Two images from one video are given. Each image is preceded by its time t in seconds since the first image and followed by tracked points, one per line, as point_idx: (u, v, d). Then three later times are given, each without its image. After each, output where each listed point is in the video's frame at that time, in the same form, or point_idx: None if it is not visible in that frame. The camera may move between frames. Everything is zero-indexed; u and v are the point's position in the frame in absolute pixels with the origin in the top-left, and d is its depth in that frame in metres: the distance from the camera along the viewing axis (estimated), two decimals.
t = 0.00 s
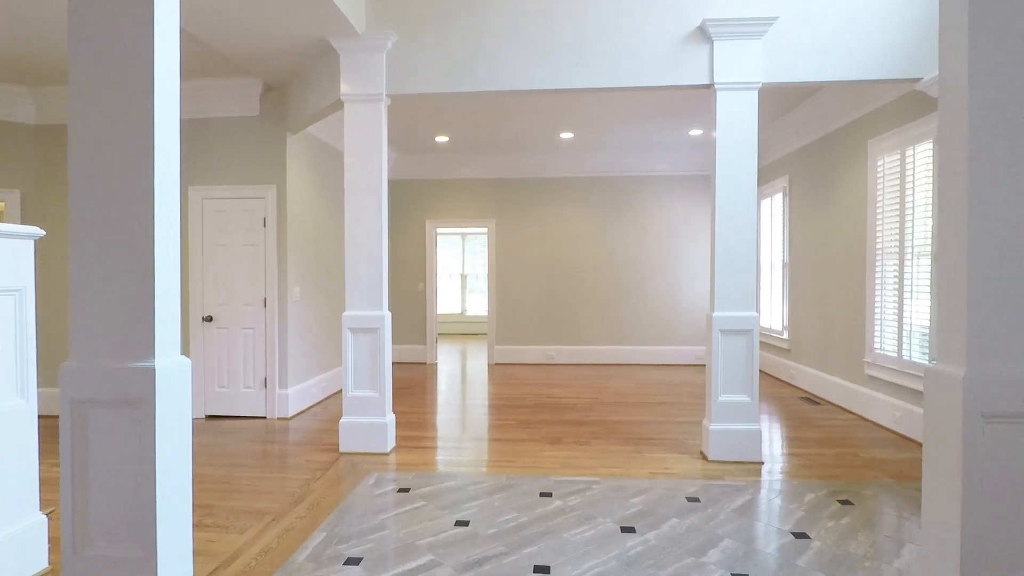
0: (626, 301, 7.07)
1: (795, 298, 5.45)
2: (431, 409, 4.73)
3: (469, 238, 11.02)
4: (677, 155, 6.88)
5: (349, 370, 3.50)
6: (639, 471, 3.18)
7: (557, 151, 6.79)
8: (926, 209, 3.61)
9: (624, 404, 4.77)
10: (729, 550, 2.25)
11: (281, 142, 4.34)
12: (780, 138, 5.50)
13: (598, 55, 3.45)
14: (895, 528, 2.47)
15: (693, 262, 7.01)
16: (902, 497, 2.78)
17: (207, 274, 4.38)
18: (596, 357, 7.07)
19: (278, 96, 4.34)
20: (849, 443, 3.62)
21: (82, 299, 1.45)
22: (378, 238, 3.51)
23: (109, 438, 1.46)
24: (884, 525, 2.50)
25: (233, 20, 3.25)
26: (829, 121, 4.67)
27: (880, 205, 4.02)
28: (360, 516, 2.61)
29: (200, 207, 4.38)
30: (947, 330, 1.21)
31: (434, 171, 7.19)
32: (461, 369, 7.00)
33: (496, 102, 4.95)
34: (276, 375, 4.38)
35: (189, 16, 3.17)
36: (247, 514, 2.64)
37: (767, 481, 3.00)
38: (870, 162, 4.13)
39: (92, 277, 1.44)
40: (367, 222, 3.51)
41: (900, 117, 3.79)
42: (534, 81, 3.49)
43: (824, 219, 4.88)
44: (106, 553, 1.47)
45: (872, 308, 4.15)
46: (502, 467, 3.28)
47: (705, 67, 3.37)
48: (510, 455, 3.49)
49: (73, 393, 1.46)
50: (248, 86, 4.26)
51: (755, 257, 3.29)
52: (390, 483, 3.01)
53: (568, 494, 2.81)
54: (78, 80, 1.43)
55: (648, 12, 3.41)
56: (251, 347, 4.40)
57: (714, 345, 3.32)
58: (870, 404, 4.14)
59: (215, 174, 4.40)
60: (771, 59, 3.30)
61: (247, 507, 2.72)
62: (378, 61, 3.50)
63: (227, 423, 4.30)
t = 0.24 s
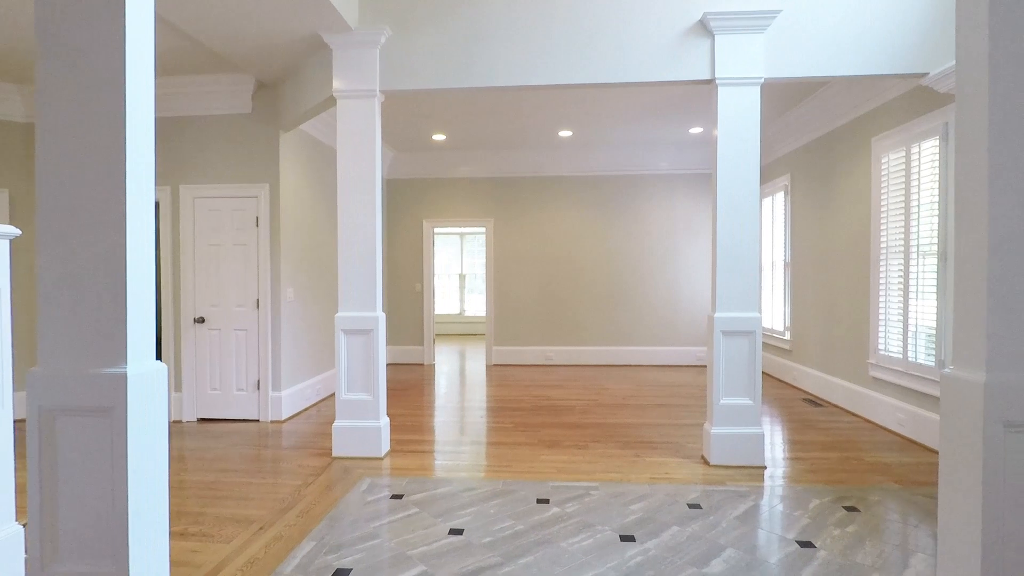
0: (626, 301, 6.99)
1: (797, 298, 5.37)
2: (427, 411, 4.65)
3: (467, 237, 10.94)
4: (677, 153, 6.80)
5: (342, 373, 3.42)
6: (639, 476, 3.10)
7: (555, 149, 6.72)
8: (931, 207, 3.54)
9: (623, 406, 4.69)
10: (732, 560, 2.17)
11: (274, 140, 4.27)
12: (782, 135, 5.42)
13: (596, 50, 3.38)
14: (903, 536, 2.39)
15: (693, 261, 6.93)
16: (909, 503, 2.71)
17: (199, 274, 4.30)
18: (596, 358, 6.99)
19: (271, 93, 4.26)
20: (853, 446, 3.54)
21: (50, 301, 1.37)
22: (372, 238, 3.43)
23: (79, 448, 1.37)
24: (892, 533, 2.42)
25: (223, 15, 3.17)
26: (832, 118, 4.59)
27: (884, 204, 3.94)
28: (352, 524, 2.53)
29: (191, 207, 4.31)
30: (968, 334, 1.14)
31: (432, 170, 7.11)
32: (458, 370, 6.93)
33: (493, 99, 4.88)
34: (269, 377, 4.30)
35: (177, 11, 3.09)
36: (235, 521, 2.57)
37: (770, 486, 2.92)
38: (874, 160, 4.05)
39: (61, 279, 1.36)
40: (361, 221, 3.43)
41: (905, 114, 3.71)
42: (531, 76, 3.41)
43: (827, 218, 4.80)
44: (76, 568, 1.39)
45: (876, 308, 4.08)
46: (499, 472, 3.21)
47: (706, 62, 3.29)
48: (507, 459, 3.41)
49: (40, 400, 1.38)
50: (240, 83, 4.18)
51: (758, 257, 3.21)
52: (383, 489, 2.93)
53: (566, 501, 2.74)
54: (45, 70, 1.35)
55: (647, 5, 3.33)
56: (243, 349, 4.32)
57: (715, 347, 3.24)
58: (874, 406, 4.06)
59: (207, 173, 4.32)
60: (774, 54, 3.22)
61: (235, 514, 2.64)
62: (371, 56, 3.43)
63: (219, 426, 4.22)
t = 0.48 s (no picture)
0: (626, 302, 6.91)
1: (800, 299, 5.28)
2: (424, 414, 4.57)
3: (466, 237, 10.86)
4: (677, 152, 6.72)
5: (335, 376, 3.34)
6: (639, 483, 3.02)
7: (554, 148, 6.63)
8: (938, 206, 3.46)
9: (624, 409, 4.60)
10: (736, 573, 2.09)
11: (267, 137, 4.18)
12: (784, 133, 5.33)
13: (595, 45, 3.29)
14: (913, 546, 2.31)
15: (694, 261, 6.85)
16: (918, 512, 2.63)
17: (190, 275, 4.22)
18: (595, 360, 6.90)
19: (264, 89, 4.17)
20: (859, 451, 3.46)
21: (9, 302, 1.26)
22: (365, 238, 3.34)
23: (42, 458, 1.27)
24: (901, 543, 2.34)
25: (212, 9, 3.09)
26: (836, 116, 4.51)
27: (890, 203, 3.86)
28: (342, 533, 2.45)
29: (183, 206, 4.23)
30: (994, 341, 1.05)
31: (429, 169, 7.03)
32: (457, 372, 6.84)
33: (491, 96, 4.79)
34: (262, 379, 4.22)
35: (164, 4, 3.01)
36: (221, 530, 2.48)
37: (774, 493, 2.84)
38: (879, 158, 3.97)
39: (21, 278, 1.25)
40: (354, 220, 3.35)
41: (912, 110, 3.63)
42: (528, 71, 3.32)
43: (831, 217, 4.72)
44: None
45: (881, 309, 3.99)
46: (495, 478, 3.12)
47: (708, 57, 3.20)
48: (504, 464, 3.33)
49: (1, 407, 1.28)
50: (232, 79, 4.10)
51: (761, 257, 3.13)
52: (376, 496, 2.85)
53: (564, 508, 2.65)
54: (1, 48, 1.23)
55: None
56: (236, 350, 4.24)
57: (718, 350, 3.16)
58: (880, 410, 3.98)
59: (198, 171, 4.24)
60: (778, 48, 3.14)
61: (222, 523, 2.56)
62: (365, 52, 3.35)
63: (210, 430, 4.13)
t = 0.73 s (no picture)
0: (627, 302, 6.83)
1: (804, 300, 5.20)
2: (421, 417, 4.49)
3: (465, 236, 10.78)
4: (679, 150, 6.63)
5: (329, 378, 3.26)
6: (641, 489, 2.93)
7: (554, 147, 6.55)
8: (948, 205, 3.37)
9: (625, 411, 4.52)
10: None
11: (261, 135, 4.10)
12: (788, 131, 5.25)
13: (596, 39, 3.21)
14: (926, 557, 2.23)
15: (695, 262, 6.76)
16: (930, 520, 2.54)
17: (183, 275, 4.14)
18: (596, 361, 6.82)
19: (258, 85, 4.09)
20: (866, 456, 3.37)
21: None
22: (360, 238, 3.26)
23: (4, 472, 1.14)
24: (913, 553, 2.26)
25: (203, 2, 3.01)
26: (841, 114, 4.42)
27: (897, 201, 3.78)
28: (334, 543, 2.36)
29: (175, 204, 4.15)
30: None
31: (428, 168, 6.95)
32: (455, 373, 6.76)
33: (490, 93, 4.71)
34: (256, 382, 4.14)
35: None
36: (209, 539, 2.40)
37: (780, 500, 2.76)
38: (886, 155, 3.88)
39: None
40: (348, 219, 3.26)
41: (921, 107, 3.54)
42: (527, 66, 3.24)
43: (835, 216, 4.63)
44: None
45: (888, 310, 3.91)
46: (493, 483, 3.04)
47: (712, 51, 3.12)
48: (502, 469, 3.24)
49: None
50: (226, 75, 4.01)
51: (767, 257, 3.04)
52: (370, 503, 2.76)
53: (564, 516, 2.57)
54: None
55: None
56: (229, 352, 4.16)
57: (722, 352, 3.08)
58: (886, 413, 3.89)
59: (191, 169, 4.15)
60: (784, 42, 3.05)
61: (210, 531, 2.48)
62: (360, 46, 3.27)
63: (203, 433, 4.05)
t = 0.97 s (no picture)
0: (628, 303, 6.73)
1: (809, 301, 5.10)
2: (420, 419, 4.41)
3: (464, 236, 10.69)
4: (681, 148, 6.54)
5: (324, 381, 3.17)
6: (645, 495, 2.84)
7: (554, 144, 6.46)
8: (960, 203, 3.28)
9: (627, 414, 4.43)
10: None
11: (255, 131, 4.01)
12: (793, 128, 5.16)
13: (598, 32, 3.12)
14: (943, 569, 2.14)
15: (698, 261, 6.67)
16: (946, 529, 2.45)
17: (176, 274, 4.06)
18: (597, 362, 6.73)
19: (253, 81, 4.00)
20: (876, 461, 3.28)
21: None
22: (355, 236, 3.17)
23: None
24: (930, 565, 2.17)
25: None
26: (848, 110, 4.33)
27: (907, 199, 3.69)
28: (327, 553, 2.27)
29: (168, 202, 4.06)
30: None
31: (427, 166, 6.86)
32: (455, 374, 6.67)
33: (489, 89, 4.62)
34: (251, 384, 4.05)
35: None
36: (198, 549, 2.31)
37: (789, 508, 2.66)
38: (895, 152, 3.79)
39: None
40: (344, 217, 3.17)
41: (933, 102, 3.45)
42: (528, 60, 3.15)
43: (842, 215, 4.54)
44: None
45: (897, 311, 3.81)
46: (492, 489, 2.95)
47: (718, 44, 3.03)
48: (502, 475, 3.15)
49: None
50: (219, 69, 3.92)
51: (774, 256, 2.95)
52: (365, 510, 2.67)
53: (565, 525, 2.48)
54: None
55: None
56: (223, 353, 4.07)
57: (728, 354, 2.99)
58: (896, 417, 3.80)
59: (184, 166, 4.07)
60: (792, 35, 2.96)
61: (199, 540, 2.39)
62: (356, 39, 3.18)
63: (196, 436, 3.96)
